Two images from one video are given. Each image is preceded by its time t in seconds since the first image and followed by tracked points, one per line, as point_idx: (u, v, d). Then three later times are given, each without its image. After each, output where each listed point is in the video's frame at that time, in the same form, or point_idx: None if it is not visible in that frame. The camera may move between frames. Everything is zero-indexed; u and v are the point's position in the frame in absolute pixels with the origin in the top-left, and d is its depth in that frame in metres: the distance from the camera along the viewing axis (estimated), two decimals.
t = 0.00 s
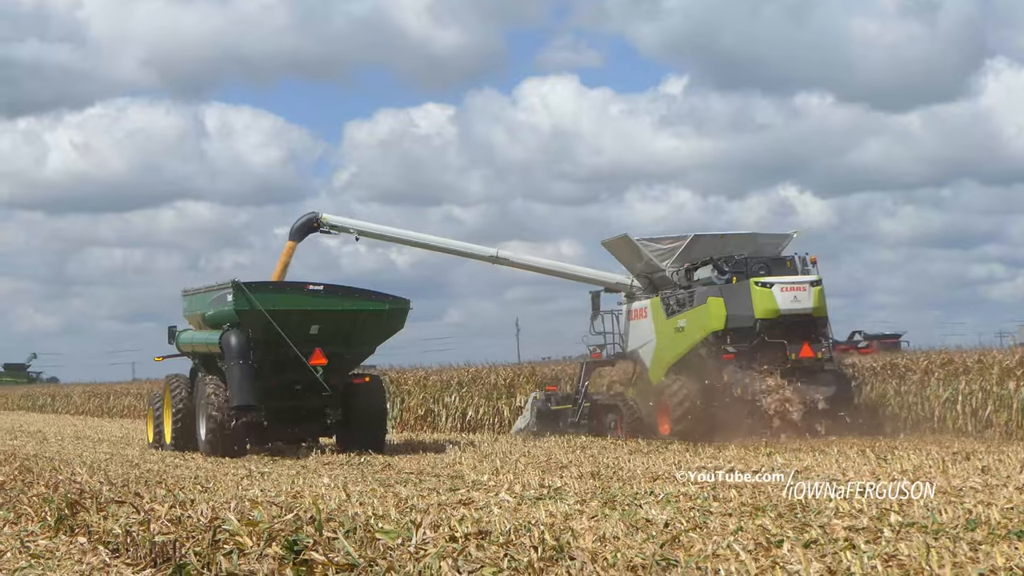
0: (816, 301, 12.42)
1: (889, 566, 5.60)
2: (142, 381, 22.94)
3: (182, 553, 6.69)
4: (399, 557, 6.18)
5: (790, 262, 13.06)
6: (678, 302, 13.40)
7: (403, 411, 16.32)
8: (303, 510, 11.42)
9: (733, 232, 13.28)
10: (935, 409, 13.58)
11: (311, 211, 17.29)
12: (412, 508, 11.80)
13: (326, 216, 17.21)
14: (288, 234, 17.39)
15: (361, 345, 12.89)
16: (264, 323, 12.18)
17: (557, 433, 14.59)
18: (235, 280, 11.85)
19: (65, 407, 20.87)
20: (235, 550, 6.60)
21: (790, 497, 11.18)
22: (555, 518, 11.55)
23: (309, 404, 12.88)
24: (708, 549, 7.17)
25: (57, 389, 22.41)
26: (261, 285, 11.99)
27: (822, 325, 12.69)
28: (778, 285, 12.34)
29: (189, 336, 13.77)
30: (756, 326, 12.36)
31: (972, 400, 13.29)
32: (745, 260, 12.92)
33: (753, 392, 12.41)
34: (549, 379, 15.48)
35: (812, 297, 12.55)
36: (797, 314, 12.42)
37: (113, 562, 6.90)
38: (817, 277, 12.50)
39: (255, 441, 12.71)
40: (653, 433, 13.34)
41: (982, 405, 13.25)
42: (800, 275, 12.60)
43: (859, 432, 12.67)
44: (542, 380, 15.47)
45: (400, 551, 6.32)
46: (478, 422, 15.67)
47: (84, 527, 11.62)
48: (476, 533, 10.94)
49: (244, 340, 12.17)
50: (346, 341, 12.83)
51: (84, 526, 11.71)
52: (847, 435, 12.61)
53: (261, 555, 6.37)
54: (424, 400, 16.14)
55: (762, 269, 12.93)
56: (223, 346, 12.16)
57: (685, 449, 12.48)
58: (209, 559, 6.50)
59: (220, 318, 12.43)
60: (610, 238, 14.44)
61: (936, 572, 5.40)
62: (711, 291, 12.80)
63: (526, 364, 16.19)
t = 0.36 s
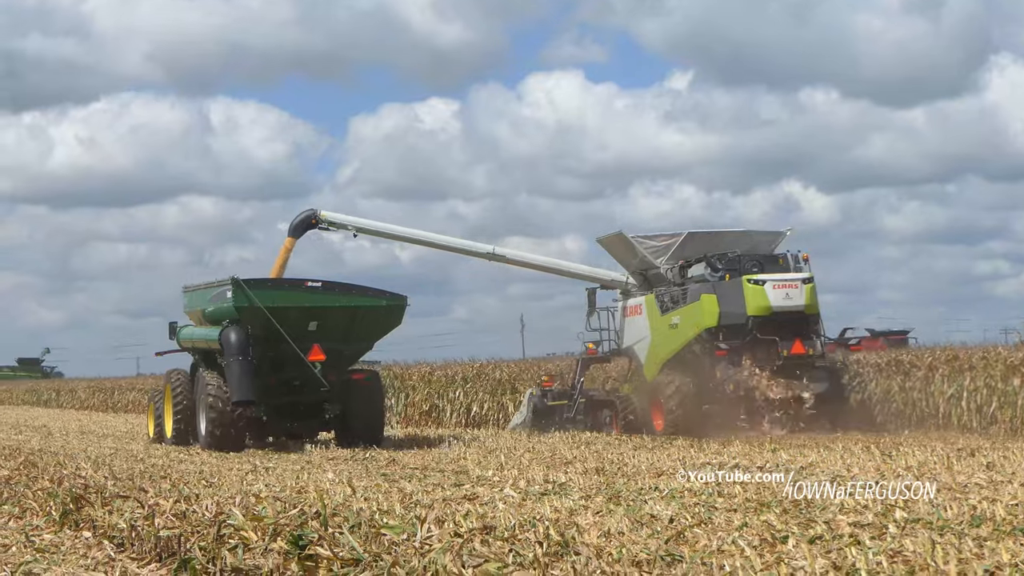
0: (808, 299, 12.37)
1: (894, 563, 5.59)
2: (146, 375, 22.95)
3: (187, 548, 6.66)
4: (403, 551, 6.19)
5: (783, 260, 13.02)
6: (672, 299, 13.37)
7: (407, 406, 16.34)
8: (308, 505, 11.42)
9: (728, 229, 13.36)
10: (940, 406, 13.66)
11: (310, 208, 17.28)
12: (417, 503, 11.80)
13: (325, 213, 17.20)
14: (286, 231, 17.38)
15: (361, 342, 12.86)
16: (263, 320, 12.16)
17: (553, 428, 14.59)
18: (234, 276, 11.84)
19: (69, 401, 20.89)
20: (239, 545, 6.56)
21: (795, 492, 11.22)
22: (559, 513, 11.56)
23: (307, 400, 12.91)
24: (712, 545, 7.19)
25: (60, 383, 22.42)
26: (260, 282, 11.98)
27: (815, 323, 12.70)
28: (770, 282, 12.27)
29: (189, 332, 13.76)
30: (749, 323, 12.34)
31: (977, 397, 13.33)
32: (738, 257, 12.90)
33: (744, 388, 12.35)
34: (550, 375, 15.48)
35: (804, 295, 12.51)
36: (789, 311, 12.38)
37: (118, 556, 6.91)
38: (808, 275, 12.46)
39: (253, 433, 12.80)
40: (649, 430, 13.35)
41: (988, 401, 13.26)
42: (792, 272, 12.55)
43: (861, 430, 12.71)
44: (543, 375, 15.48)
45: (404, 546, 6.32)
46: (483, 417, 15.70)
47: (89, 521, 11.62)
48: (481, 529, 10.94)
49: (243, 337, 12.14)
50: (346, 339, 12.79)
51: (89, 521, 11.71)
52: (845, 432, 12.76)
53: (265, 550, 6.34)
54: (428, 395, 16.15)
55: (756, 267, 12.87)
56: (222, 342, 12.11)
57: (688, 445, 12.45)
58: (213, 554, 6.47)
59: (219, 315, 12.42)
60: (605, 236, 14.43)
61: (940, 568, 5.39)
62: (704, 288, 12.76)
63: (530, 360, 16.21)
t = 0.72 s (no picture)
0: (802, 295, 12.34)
1: (903, 556, 5.58)
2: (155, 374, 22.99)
3: (196, 545, 6.65)
4: (411, 547, 6.18)
5: (779, 256, 12.94)
6: (669, 295, 13.39)
7: (416, 402, 16.36)
8: (317, 502, 11.42)
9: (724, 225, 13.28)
10: (948, 398, 13.62)
11: (310, 206, 17.30)
12: (425, 499, 11.80)
13: (326, 212, 17.22)
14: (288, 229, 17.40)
15: (362, 338, 12.88)
16: (264, 318, 12.17)
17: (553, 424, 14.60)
18: (235, 274, 11.87)
19: (77, 400, 20.93)
20: (248, 542, 6.53)
21: (803, 485, 11.23)
22: (568, 508, 11.56)
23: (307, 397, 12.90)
24: (721, 539, 7.16)
25: (69, 382, 22.47)
26: (261, 280, 12.01)
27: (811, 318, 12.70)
28: (765, 278, 12.29)
29: (192, 330, 13.78)
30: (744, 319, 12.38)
31: (986, 389, 13.29)
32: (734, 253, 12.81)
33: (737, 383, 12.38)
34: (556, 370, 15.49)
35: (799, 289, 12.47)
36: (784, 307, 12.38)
37: (127, 553, 6.93)
38: (803, 271, 12.41)
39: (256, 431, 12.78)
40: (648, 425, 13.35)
41: (995, 394, 13.24)
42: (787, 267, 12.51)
43: (869, 424, 12.70)
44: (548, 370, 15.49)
45: (412, 541, 6.31)
46: (492, 413, 15.74)
47: (98, 519, 11.64)
48: (490, 524, 10.93)
49: (245, 334, 12.14)
50: (346, 335, 12.82)
51: (98, 518, 11.73)
52: (851, 427, 12.77)
53: (274, 547, 6.31)
54: (436, 390, 16.17)
55: (751, 262, 12.77)
56: (224, 340, 12.11)
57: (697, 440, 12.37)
58: (222, 550, 6.44)
59: (222, 313, 12.45)
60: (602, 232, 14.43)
61: (949, 560, 5.36)
62: (700, 285, 12.79)
63: (536, 356, 16.22)
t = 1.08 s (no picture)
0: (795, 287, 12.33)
1: (906, 547, 5.52)
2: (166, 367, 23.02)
3: (200, 535, 6.61)
4: (412, 537, 6.15)
5: (773, 248, 12.95)
6: (664, 287, 13.30)
7: (422, 394, 16.35)
8: (320, 493, 11.41)
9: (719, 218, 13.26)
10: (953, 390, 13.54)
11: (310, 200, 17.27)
12: (429, 490, 11.78)
13: (326, 205, 17.18)
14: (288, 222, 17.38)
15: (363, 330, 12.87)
16: (267, 310, 12.17)
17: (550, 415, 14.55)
18: (238, 266, 11.88)
19: (85, 391, 20.96)
20: (251, 532, 6.47)
21: (808, 476, 11.19)
22: (572, 499, 11.51)
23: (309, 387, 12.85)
24: (725, 530, 7.10)
25: (77, 373, 22.49)
26: (264, 272, 12.01)
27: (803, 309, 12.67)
28: (759, 270, 12.27)
29: (193, 322, 13.78)
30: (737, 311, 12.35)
31: (992, 380, 13.22)
32: (728, 245, 12.85)
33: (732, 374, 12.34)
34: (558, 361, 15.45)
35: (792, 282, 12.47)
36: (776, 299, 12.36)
37: (130, 545, 6.90)
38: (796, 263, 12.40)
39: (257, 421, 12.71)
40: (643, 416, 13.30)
41: (1001, 385, 13.16)
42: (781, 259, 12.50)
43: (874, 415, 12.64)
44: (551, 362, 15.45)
45: (415, 533, 6.26)
46: (498, 404, 15.72)
47: (102, 510, 11.64)
48: (493, 515, 10.90)
49: (247, 325, 12.17)
50: (347, 326, 12.80)
51: (101, 509, 11.74)
52: (856, 419, 12.71)
53: (277, 537, 6.26)
54: (442, 382, 16.15)
55: (745, 254, 12.85)
56: (226, 331, 12.17)
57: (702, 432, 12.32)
58: (224, 540, 6.39)
59: (224, 305, 12.45)
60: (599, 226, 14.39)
61: (952, 552, 5.30)
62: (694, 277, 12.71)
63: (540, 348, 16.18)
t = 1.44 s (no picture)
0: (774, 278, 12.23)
1: (894, 533, 5.38)
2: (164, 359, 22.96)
3: (187, 525, 6.49)
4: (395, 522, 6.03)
5: (755, 240, 12.80)
6: (646, 280, 13.26)
7: (414, 384, 16.28)
8: (310, 483, 11.32)
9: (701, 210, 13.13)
10: (945, 379, 13.43)
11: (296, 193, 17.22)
12: (420, 481, 11.70)
13: (313, 197, 17.13)
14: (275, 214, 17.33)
15: (348, 322, 12.82)
16: (252, 301, 12.12)
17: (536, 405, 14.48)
18: (223, 258, 11.85)
19: (80, 382, 20.92)
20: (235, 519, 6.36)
21: (798, 465, 11.10)
22: (562, 489, 11.43)
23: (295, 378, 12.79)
24: (716, 520, 6.95)
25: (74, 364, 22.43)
26: (249, 264, 11.99)
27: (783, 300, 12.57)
28: (739, 261, 12.15)
29: (180, 312, 13.76)
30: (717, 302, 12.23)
31: (983, 369, 13.12)
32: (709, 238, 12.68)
33: (715, 365, 12.28)
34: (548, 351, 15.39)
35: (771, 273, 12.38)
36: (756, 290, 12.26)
37: (117, 534, 6.78)
38: (776, 255, 12.31)
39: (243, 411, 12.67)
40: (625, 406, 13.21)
41: (993, 375, 13.06)
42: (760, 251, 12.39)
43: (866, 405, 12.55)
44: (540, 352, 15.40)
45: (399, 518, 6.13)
46: (490, 394, 15.67)
47: (90, 500, 11.61)
48: (480, 505, 10.82)
49: (233, 317, 12.11)
50: (333, 319, 12.75)
51: (90, 499, 11.70)
52: (846, 408, 12.62)
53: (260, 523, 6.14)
54: (435, 371, 16.09)
55: (727, 247, 12.63)
56: (213, 323, 12.10)
57: (693, 422, 12.25)
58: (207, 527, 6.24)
59: (208, 296, 12.43)
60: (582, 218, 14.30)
61: (941, 539, 5.14)
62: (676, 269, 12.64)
63: (532, 338, 16.11)
